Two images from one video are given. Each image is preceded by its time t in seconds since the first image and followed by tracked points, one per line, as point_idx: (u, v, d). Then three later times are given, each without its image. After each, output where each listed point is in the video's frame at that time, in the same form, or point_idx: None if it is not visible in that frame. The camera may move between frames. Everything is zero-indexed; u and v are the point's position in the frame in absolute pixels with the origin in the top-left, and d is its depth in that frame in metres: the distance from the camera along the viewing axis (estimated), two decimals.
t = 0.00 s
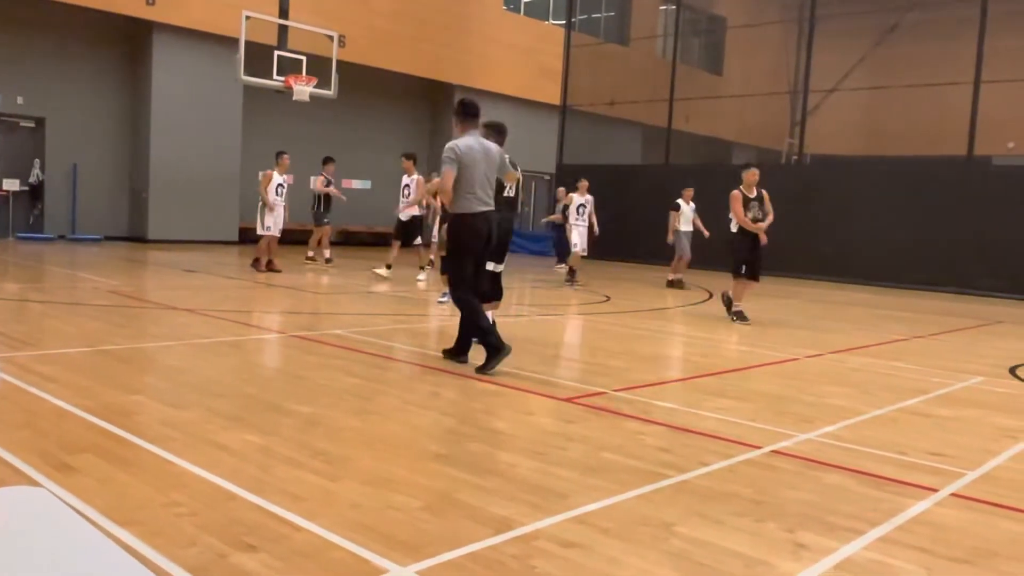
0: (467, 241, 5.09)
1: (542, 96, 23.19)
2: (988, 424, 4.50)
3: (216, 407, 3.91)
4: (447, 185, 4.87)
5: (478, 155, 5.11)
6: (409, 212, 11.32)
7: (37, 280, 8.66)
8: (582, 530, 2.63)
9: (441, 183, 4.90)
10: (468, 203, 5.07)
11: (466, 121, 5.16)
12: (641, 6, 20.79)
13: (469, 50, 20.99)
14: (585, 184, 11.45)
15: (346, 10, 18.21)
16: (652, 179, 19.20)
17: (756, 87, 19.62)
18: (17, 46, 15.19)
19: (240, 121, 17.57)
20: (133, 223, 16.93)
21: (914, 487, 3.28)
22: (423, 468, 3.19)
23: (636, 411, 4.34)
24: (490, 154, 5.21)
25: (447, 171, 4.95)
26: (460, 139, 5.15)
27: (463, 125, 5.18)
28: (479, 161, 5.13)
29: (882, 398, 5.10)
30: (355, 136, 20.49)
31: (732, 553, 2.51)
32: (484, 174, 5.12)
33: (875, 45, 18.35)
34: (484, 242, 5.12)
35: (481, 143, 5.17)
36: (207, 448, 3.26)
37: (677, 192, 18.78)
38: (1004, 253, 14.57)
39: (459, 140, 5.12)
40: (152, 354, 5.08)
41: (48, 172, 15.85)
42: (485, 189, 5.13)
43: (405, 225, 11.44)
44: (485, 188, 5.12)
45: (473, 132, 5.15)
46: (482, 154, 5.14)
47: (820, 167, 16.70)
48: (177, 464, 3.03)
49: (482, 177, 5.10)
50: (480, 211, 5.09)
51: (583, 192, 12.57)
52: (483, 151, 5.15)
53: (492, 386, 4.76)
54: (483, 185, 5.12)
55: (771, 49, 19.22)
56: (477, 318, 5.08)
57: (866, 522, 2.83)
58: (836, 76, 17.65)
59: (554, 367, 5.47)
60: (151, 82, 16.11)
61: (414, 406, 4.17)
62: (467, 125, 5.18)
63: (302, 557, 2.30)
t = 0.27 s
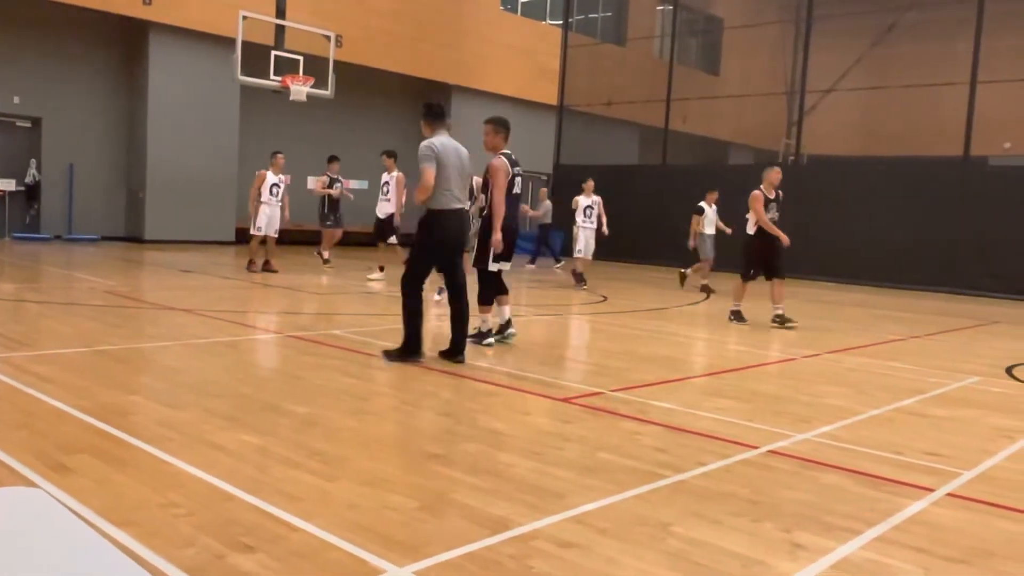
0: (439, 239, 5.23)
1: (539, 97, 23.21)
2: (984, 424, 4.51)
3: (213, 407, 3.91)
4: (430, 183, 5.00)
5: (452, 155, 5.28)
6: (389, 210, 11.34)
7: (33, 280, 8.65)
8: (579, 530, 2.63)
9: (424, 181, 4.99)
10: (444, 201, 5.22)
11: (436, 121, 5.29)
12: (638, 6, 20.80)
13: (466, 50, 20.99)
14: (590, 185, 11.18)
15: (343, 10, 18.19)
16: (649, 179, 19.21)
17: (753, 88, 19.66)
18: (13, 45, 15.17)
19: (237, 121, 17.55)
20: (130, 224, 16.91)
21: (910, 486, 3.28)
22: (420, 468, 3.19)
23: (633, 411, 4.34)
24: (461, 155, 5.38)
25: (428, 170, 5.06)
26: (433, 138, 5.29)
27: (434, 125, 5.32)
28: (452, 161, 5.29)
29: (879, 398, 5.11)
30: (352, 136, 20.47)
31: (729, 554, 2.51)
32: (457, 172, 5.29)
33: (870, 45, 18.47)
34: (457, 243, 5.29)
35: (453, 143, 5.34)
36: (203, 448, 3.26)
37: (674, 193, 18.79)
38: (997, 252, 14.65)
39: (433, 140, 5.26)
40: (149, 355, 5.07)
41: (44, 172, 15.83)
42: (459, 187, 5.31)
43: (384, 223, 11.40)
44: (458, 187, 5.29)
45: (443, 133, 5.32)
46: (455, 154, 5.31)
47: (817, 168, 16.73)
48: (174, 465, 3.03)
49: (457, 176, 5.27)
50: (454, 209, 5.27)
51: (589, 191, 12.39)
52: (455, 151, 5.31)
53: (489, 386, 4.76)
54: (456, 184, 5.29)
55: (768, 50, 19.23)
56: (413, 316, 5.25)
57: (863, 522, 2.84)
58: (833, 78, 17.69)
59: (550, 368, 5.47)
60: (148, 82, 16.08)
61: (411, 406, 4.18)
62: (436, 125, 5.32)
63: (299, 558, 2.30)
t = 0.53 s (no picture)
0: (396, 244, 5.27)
1: (537, 97, 23.22)
2: (981, 424, 4.52)
3: (211, 407, 3.91)
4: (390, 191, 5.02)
5: (413, 160, 5.27)
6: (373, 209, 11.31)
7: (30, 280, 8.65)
8: (577, 531, 2.63)
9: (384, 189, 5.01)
10: (407, 206, 5.23)
11: (393, 126, 5.28)
12: (635, 6, 20.83)
13: (464, 51, 20.99)
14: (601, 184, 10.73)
15: (341, 10, 18.19)
16: (647, 179, 19.25)
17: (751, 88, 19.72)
18: (11, 45, 15.16)
19: (235, 121, 17.54)
20: (127, 224, 16.90)
21: (907, 487, 3.29)
22: (419, 469, 3.19)
23: (631, 411, 4.35)
24: (422, 158, 5.37)
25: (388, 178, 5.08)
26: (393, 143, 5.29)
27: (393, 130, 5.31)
28: (414, 165, 5.29)
29: (877, 398, 5.12)
30: (350, 136, 20.47)
31: (727, 553, 2.51)
32: (418, 176, 5.30)
33: (868, 46, 18.52)
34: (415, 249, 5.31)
35: (413, 147, 5.33)
36: (201, 449, 3.25)
37: (671, 193, 18.83)
38: (995, 252, 14.66)
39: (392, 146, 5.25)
40: (147, 355, 5.06)
41: (42, 172, 15.81)
42: (422, 191, 5.32)
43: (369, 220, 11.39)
44: (420, 192, 5.30)
45: (403, 137, 5.31)
46: (416, 158, 5.31)
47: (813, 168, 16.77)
48: (172, 465, 3.03)
49: (419, 179, 5.28)
50: (418, 213, 5.29)
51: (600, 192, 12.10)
52: (416, 155, 5.31)
53: (486, 387, 4.76)
54: (418, 188, 5.30)
55: (766, 50, 19.27)
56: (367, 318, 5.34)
57: (860, 522, 2.84)
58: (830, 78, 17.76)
59: (548, 368, 5.47)
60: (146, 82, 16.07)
61: (409, 406, 4.18)
62: (393, 130, 5.31)
63: (297, 558, 2.30)
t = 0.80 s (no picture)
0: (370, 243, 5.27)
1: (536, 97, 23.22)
2: (979, 424, 4.53)
3: (209, 408, 3.91)
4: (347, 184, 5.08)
5: (374, 154, 5.34)
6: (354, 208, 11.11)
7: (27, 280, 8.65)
8: (575, 531, 2.63)
9: (340, 182, 5.08)
10: (370, 200, 5.28)
11: (359, 123, 5.39)
12: (633, 7, 20.83)
13: (462, 51, 20.98)
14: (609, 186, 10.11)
15: (339, 10, 18.17)
16: (645, 179, 19.25)
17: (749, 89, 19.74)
18: (8, 45, 15.14)
19: (233, 122, 17.52)
20: (125, 224, 16.89)
21: (905, 487, 3.29)
22: (417, 469, 3.19)
23: (629, 411, 4.35)
24: (386, 152, 5.44)
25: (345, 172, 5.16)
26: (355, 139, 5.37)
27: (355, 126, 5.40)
28: (376, 160, 5.36)
29: (874, 398, 5.13)
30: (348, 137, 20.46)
31: (725, 554, 2.51)
32: (381, 170, 5.36)
33: (866, 47, 18.56)
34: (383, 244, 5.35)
35: (376, 141, 5.40)
36: (199, 449, 3.25)
37: (669, 193, 18.84)
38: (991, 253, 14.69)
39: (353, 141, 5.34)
40: (145, 355, 5.06)
41: (39, 172, 15.79)
42: (385, 185, 5.38)
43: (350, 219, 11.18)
44: (383, 185, 5.35)
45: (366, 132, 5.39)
46: (378, 152, 5.37)
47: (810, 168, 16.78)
48: (170, 466, 3.02)
49: (382, 174, 5.35)
50: (383, 206, 5.33)
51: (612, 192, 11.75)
52: (378, 149, 5.38)
53: (485, 387, 4.77)
54: (381, 181, 5.35)
55: (764, 51, 19.27)
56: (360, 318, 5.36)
57: (858, 522, 2.84)
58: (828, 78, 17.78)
59: (547, 368, 5.48)
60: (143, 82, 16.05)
61: (407, 407, 4.18)
62: (359, 127, 5.42)
63: (294, 559, 2.29)
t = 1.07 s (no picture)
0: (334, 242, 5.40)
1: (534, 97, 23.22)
2: (977, 424, 4.53)
3: (206, 408, 3.91)
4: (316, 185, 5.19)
5: (339, 155, 5.43)
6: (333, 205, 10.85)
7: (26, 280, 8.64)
8: (574, 531, 2.63)
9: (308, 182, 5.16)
10: (334, 201, 5.39)
11: (322, 124, 5.42)
12: (632, 7, 20.82)
13: (460, 51, 20.97)
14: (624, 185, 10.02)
15: (337, 10, 18.16)
16: (643, 180, 19.22)
17: (747, 89, 19.78)
18: (7, 45, 15.12)
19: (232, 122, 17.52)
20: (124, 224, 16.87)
21: (904, 487, 3.29)
22: (416, 469, 3.19)
23: (628, 411, 4.35)
24: (349, 154, 5.53)
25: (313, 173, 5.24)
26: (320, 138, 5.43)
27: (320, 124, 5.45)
28: (341, 161, 5.46)
29: (873, 398, 5.12)
30: (347, 137, 20.46)
31: (723, 554, 2.51)
32: (345, 172, 5.47)
33: (863, 47, 18.57)
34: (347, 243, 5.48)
35: (340, 142, 5.49)
36: (198, 449, 3.25)
37: (667, 193, 18.84)
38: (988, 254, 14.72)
39: (319, 141, 5.40)
40: (142, 355, 5.04)
41: (37, 172, 15.76)
42: (348, 186, 5.50)
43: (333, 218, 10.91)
44: (345, 187, 5.46)
45: (330, 132, 5.46)
46: (343, 153, 5.47)
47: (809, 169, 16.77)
48: (168, 466, 3.02)
49: (346, 177, 5.45)
50: (345, 207, 5.45)
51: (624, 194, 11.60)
52: (343, 151, 5.48)
53: (483, 387, 4.76)
54: (345, 182, 5.46)
55: (763, 51, 19.26)
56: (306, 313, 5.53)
57: (857, 522, 2.84)
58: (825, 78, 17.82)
59: (545, 368, 5.47)
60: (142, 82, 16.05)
61: (406, 407, 4.17)
62: (321, 128, 5.46)
63: (292, 559, 2.29)
